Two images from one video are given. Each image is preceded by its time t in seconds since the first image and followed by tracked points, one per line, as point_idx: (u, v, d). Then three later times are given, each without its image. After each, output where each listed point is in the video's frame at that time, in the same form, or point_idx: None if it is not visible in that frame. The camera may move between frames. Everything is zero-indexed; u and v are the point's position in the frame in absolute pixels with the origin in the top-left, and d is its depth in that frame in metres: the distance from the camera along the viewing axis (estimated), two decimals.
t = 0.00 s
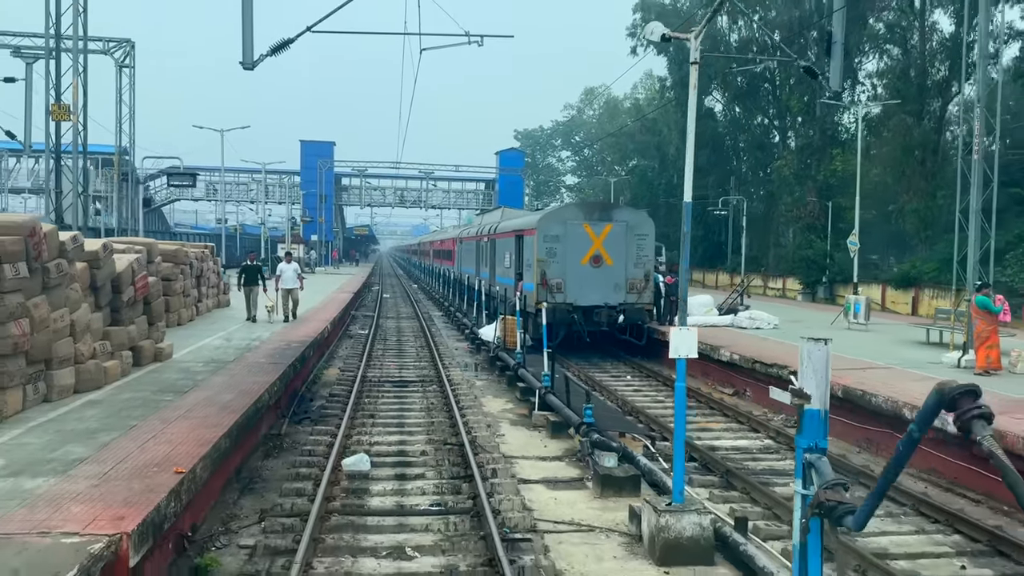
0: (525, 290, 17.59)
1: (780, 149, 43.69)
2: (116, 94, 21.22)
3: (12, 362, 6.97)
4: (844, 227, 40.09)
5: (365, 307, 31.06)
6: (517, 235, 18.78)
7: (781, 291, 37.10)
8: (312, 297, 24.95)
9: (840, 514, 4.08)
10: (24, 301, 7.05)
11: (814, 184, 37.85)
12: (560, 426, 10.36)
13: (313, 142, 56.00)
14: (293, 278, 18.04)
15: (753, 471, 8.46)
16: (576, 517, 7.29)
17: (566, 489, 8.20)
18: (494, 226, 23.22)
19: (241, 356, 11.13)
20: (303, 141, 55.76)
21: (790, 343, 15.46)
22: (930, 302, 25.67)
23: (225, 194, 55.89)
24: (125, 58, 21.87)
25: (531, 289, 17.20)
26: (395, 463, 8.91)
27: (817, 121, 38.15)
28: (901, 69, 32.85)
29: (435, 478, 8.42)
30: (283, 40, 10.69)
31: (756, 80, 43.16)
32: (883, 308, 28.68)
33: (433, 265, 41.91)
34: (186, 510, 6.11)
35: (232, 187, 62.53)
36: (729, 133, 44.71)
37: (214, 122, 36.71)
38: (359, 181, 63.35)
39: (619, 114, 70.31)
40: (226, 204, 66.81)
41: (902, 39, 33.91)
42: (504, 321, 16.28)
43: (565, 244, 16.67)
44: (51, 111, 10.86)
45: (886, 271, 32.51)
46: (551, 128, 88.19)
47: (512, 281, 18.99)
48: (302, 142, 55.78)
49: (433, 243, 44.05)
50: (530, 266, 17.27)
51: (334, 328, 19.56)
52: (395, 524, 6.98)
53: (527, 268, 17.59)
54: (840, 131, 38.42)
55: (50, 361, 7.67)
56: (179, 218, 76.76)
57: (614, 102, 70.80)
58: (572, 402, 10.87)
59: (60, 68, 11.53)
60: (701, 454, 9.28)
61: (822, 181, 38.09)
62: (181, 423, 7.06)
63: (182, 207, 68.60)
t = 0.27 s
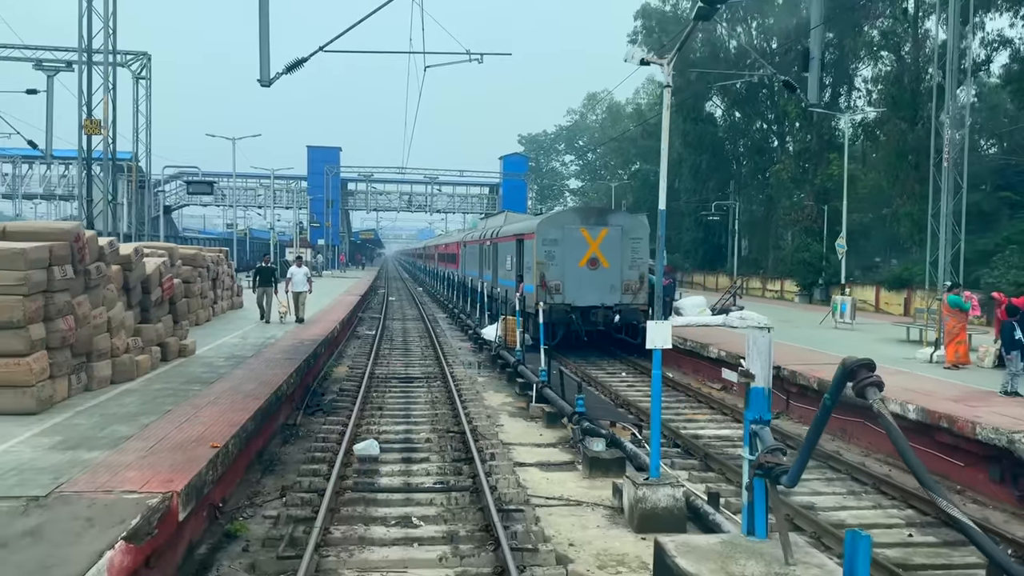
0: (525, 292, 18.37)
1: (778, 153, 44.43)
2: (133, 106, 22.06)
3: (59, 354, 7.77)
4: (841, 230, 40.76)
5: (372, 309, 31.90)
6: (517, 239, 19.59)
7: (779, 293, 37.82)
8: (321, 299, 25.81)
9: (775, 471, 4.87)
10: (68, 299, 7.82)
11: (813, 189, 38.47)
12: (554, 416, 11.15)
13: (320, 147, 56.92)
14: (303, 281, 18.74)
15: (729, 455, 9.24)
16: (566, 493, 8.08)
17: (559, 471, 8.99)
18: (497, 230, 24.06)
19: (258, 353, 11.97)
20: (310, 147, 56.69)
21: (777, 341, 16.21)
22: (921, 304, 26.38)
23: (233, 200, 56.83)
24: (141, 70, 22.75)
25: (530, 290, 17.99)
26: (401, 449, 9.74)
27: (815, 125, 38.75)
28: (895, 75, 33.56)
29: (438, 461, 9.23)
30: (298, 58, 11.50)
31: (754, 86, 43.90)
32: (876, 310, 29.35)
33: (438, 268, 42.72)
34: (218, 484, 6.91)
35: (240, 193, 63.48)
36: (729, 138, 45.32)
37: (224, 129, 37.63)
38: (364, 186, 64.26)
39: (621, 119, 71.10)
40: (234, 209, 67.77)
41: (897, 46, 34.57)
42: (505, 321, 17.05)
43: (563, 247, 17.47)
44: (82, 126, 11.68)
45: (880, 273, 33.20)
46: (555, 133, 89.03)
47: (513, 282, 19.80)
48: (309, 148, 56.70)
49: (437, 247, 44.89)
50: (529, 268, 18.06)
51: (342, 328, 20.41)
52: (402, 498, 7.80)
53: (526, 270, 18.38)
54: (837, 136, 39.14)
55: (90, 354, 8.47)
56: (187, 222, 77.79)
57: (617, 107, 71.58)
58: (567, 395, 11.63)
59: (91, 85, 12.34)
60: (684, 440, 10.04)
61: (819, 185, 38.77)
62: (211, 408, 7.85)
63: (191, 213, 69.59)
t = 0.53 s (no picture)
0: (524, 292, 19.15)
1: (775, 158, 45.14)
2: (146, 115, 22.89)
3: (97, 347, 8.58)
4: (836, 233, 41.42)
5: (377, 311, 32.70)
6: (517, 242, 20.39)
7: (775, 295, 38.52)
8: (327, 301, 26.60)
9: (734, 447, 5.61)
10: (105, 297, 8.63)
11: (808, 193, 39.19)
12: (549, 408, 11.93)
13: (324, 152, 57.76)
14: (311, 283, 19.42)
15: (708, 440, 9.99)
16: (556, 474, 8.85)
17: (551, 455, 9.77)
18: (497, 233, 24.87)
19: (272, 349, 12.78)
20: (315, 152, 57.52)
21: (764, 339, 16.98)
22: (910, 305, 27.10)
23: (239, 204, 57.65)
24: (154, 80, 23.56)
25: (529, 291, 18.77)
26: (406, 437, 10.53)
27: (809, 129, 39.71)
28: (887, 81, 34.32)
29: (441, 447, 10.03)
30: (310, 73, 12.32)
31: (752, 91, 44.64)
32: (869, 311, 30.02)
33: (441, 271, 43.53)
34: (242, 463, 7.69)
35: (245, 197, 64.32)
36: (727, 143, 46.03)
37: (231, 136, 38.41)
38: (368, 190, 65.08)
39: (622, 123, 71.85)
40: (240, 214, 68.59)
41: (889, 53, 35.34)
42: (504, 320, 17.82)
43: (561, 250, 18.27)
44: (109, 137, 12.55)
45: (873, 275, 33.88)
46: (557, 137, 89.81)
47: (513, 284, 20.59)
48: (314, 152, 57.53)
49: (440, 250, 45.67)
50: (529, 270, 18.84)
51: (349, 329, 21.21)
52: (408, 478, 8.58)
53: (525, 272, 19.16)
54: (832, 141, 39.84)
55: (123, 347, 9.26)
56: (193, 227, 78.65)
57: (617, 111, 72.33)
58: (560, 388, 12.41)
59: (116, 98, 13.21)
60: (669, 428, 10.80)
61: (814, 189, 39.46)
62: (234, 396, 8.64)
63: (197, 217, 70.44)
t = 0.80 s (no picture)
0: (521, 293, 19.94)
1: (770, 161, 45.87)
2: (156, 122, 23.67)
3: (125, 342, 9.38)
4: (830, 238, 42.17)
5: (378, 312, 33.46)
6: (514, 245, 21.18)
7: (768, 296, 39.22)
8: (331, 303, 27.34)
9: (700, 425, 6.37)
10: (134, 296, 9.43)
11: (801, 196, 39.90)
12: (542, 400, 12.72)
13: (326, 156, 58.50)
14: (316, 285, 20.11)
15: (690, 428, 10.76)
16: (547, 458, 9.64)
17: (543, 442, 10.55)
18: (497, 236, 25.62)
19: (283, 346, 13.59)
20: (317, 156, 58.23)
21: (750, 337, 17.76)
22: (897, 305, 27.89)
23: (242, 208, 58.41)
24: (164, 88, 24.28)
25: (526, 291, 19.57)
26: (409, 427, 11.33)
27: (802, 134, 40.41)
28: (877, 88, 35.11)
29: (440, 435, 10.83)
30: (318, 87, 13.13)
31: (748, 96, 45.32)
32: (858, 312, 30.76)
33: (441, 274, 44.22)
34: (260, 445, 8.47)
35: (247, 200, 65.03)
36: (723, 147, 46.76)
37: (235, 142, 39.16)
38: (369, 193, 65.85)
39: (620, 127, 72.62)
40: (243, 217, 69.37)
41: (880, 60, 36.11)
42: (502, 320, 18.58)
43: (556, 253, 19.10)
44: (130, 147, 13.38)
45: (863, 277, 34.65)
46: (556, 140, 90.58)
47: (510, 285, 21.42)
48: (316, 156, 58.26)
49: (440, 253, 46.41)
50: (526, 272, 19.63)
51: (352, 328, 21.99)
52: (410, 461, 9.38)
53: (523, 273, 19.96)
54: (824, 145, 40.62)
55: (148, 342, 10.06)
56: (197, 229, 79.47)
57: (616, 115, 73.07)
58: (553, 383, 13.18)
59: (136, 110, 14.05)
60: (654, 419, 11.56)
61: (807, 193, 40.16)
62: (251, 386, 9.45)
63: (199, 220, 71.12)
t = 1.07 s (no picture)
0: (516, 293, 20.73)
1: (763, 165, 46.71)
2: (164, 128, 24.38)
3: (148, 336, 10.18)
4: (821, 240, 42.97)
5: (377, 313, 34.24)
6: (510, 247, 22.00)
7: (760, 297, 40.00)
8: (333, 303, 28.09)
9: (669, 407, 7.29)
10: (155, 294, 10.22)
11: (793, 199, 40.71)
12: (534, 393, 13.51)
13: (326, 159, 59.04)
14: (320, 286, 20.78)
15: (670, 416, 11.57)
16: (537, 444, 10.44)
17: (534, 430, 11.35)
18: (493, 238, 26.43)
19: (290, 342, 14.38)
20: (317, 158, 58.76)
21: (735, 335, 18.57)
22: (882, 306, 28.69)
23: (243, 210, 59.04)
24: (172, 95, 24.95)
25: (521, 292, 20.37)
26: (409, 417, 12.12)
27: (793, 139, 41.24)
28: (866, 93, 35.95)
29: (438, 424, 11.63)
30: (324, 98, 13.95)
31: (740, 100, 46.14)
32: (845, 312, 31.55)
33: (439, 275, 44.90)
34: (274, 430, 9.28)
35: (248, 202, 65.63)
36: (717, 150, 47.59)
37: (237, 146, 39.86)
38: (369, 196, 66.57)
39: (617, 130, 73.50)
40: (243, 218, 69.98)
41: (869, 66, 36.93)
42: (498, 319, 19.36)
43: (549, 255, 19.93)
44: (146, 154, 14.18)
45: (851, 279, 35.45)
46: (553, 143, 91.42)
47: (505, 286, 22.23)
48: (316, 158, 58.79)
49: (438, 255, 47.13)
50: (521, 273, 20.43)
51: (353, 327, 22.75)
52: (411, 446, 10.19)
53: (518, 274, 20.77)
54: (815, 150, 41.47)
55: (167, 337, 10.86)
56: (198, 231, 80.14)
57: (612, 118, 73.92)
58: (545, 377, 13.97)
59: (151, 119, 14.85)
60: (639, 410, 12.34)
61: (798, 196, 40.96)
62: (264, 377, 10.25)
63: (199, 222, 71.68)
